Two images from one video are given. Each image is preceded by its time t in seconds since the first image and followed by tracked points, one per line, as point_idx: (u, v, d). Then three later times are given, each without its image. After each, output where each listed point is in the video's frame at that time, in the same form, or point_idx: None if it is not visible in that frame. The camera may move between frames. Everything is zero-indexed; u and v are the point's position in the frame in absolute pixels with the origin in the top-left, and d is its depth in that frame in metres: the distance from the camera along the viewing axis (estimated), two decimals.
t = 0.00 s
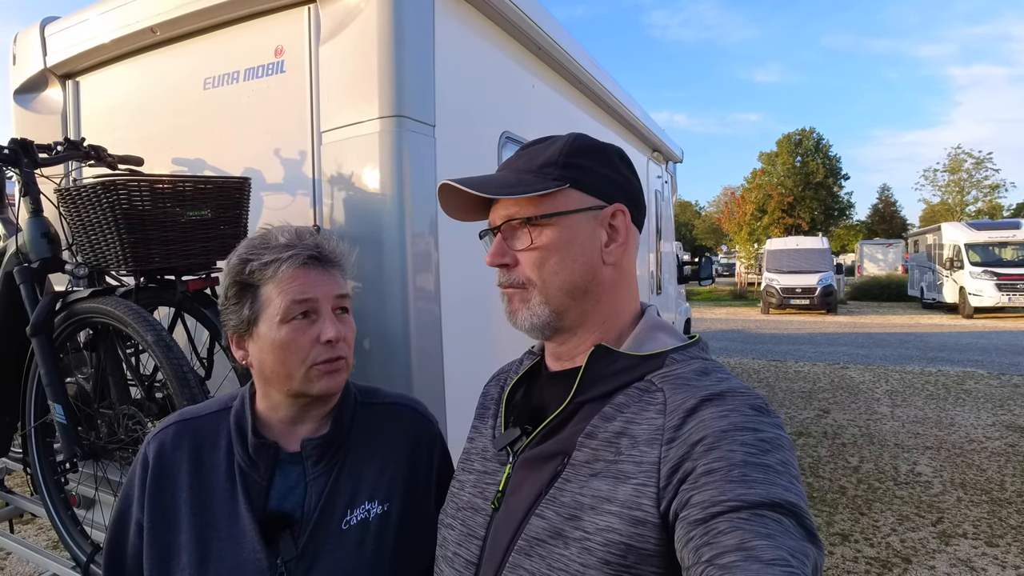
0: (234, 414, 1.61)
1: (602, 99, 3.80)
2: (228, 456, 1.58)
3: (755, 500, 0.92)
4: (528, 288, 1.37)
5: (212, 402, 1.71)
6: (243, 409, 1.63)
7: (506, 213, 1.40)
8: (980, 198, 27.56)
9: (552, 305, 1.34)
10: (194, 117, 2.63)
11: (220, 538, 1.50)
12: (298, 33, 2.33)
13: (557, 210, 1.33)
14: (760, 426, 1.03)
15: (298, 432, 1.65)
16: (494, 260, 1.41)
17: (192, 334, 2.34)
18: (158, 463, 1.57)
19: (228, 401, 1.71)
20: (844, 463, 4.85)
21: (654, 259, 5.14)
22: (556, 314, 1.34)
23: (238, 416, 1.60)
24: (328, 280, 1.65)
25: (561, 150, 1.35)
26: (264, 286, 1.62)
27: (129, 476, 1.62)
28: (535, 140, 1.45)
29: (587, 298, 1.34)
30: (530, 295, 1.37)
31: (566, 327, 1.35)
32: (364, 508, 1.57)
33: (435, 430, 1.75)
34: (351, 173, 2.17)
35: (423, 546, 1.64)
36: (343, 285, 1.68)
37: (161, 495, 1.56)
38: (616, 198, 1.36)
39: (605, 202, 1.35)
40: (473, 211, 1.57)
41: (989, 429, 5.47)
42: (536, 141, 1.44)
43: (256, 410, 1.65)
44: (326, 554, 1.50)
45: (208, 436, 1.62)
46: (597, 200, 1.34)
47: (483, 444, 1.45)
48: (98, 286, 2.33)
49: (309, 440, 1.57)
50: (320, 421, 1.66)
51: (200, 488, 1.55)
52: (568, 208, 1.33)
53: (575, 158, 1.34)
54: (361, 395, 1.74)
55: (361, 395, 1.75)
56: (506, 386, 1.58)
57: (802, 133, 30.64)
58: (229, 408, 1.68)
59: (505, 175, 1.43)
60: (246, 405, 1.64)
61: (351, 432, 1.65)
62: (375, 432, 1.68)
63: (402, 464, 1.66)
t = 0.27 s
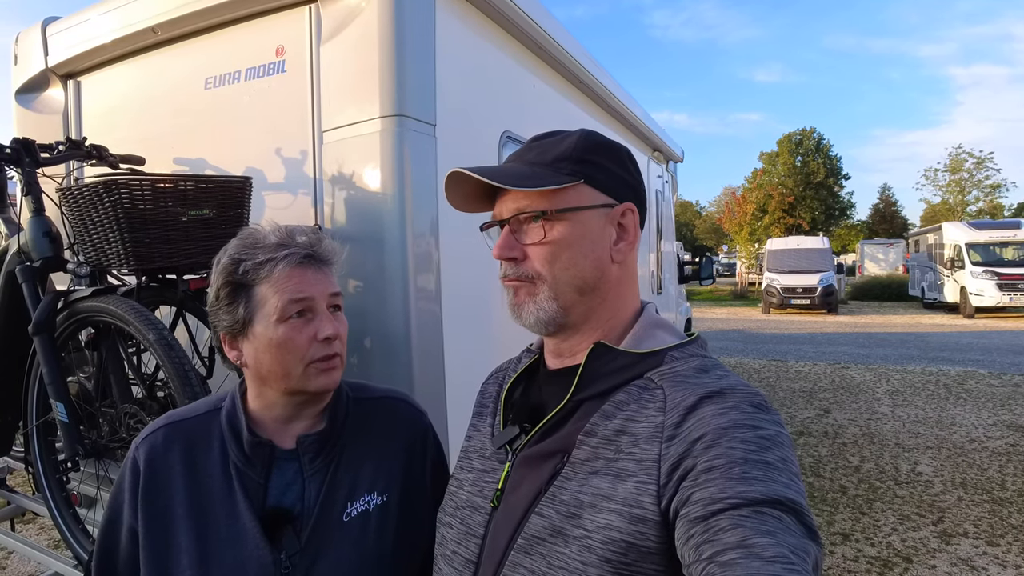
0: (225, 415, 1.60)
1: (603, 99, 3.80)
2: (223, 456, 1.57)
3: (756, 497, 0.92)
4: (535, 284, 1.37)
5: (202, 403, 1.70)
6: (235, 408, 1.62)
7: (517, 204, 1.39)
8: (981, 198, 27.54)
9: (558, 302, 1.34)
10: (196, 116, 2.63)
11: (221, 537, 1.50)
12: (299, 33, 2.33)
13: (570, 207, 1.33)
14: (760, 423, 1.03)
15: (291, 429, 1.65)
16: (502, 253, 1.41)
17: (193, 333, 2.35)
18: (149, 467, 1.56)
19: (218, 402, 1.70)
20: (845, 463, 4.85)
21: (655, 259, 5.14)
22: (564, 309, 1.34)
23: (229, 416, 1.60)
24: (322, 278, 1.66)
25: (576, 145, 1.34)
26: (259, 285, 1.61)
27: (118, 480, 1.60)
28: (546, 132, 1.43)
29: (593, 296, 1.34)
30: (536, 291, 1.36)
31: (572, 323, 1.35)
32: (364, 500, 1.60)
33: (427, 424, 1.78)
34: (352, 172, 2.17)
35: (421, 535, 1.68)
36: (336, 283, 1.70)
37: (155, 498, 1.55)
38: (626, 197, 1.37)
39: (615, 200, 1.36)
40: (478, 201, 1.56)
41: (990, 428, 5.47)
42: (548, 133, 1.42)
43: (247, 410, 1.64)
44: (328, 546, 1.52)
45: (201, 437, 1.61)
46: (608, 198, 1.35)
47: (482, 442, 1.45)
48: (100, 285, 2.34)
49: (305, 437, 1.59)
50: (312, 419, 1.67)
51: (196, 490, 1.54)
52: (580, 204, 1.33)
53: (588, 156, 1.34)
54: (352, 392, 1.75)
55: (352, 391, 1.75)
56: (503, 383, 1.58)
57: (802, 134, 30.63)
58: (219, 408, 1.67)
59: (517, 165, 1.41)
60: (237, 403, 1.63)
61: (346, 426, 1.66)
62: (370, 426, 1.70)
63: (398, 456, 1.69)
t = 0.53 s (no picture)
0: (223, 415, 1.60)
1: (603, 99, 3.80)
2: (221, 456, 1.57)
3: (751, 497, 0.93)
4: (536, 283, 1.37)
5: (199, 403, 1.70)
6: (232, 409, 1.61)
7: (520, 201, 1.39)
8: (982, 198, 27.51)
9: (559, 301, 1.34)
10: (196, 116, 2.64)
11: (220, 537, 1.50)
12: (299, 33, 2.33)
13: (573, 206, 1.33)
14: (755, 423, 1.04)
15: (289, 429, 1.66)
16: (503, 250, 1.41)
17: (193, 333, 2.35)
18: (147, 467, 1.56)
19: (215, 402, 1.70)
20: (846, 462, 4.85)
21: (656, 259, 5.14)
22: (564, 308, 1.35)
23: (227, 418, 1.59)
24: (317, 277, 1.67)
25: (579, 144, 1.34)
26: (254, 285, 1.62)
27: (115, 481, 1.60)
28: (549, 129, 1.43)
29: (593, 295, 1.35)
30: (538, 290, 1.36)
31: (571, 322, 1.36)
32: (361, 498, 1.60)
33: (423, 423, 1.79)
34: (353, 172, 2.18)
35: (418, 532, 1.69)
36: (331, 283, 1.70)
37: (154, 499, 1.55)
38: (628, 198, 1.38)
39: (617, 201, 1.36)
40: (479, 196, 1.56)
41: (991, 428, 5.47)
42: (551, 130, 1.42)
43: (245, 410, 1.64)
44: (327, 544, 1.52)
45: (199, 437, 1.61)
46: (610, 198, 1.35)
47: (478, 443, 1.46)
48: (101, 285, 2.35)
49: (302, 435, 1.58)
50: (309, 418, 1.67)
51: (194, 489, 1.55)
52: (583, 204, 1.34)
53: (592, 155, 1.35)
54: (349, 391, 1.76)
55: (349, 391, 1.76)
56: (499, 384, 1.59)
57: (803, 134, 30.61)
58: (217, 409, 1.67)
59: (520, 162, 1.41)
60: (234, 403, 1.62)
61: (343, 425, 1.67)
62: (367, 425, 1.70)
63: (395, 454, 1.70)
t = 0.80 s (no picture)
0: (229, 416, 1.61)
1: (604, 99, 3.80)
2: (225, 457, 1.58)
3: (751, 501, 0.93)
4: (540, 288, 1.36)
5: (206, 403, 1.71)
6: (237, 411, 1.62)
7: (521, 203, 1.38)
8: (984, 198, 27.49)
9: (563, 306, 1.34)
10: (197, 118, 2.64)
11: (219, 539, 1.50)
12: (300, 35, 2.34)
13: (575, 209, 1.33)
14: (755, 426, 1.04)
15: (292, 433, 1.66)
16: (504, 253, 1.39)
17: (194, 335, 2.36)
18: (153, 466, 1.56)
19: (222, 403, 1.71)
20: (847, 463, 4.85)
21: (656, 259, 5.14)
22: (568, 314, 1.35)
23: (232, 419, 1.60)
24: (316, 283, 1.65)
25: (580, 148, 1.34)
26: (253, 290, 1.62)
27: (122, 479, 1.61)
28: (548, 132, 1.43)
29: (595, 299, 1.35)
30: (542, 296, 1.36)
31: (573, 329, 1.36)
32: (362, 505, 1.60)
33: (429, 429, 1.78)
34: (352, 174, 2.18)
35: (419, 542, 1.67)
36: (331, 289, 1.68)
37: (157, 498, 1.55)
38: (628, 202, 1.39)
39: (617, 205, 1.37)
40: (478, 198, 1.56)
41: (992, 429, 5.47)
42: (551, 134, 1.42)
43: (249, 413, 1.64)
44: (325, 550, 1.52)
45: (204, 438, 1.62)
46: (611, 203, 1.36)
47: (477, 447, 1.46)
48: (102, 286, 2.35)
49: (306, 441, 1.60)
50: (313, 422, 1.67)
51: (198, 490, 1.55)
52: (586, 207, 1.34)
53: (593, 159, 1.35)
54: (355, 395, 1.76)
55: (354, 394, 1.76)
56: (497, 389, 1.59)
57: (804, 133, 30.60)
58: (224, 410, 1.68)
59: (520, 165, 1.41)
60: (239, 407, 1.63)
61: (347, 430, 1.67)
62: (371, 430, 1.70)
63: (398, 462, 1.69)
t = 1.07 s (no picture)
0: (240, 416, 1.63)
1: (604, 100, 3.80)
2: (232, 458, 1.58)
3: (753, 503, 0.92)
4: (550, 288, 1.35)
5: (219, 402, 1.72)
6: (247, 411, 1.64)
7: (534, 202, 1.36)
8: (984, 198, 27.47)
9: (572, 306, 1.33)
10: (197, 118, 2.63)
11: (220, 541, 1.50)
12: (301, 36, 2.33)
13: (587, 209, 1.33)
14: (757, 428, 1.03)
15: (298, 436, 1.65)
16: (515, 252, 1.38)
17: (195, 336, 2.35)
18: (162, 462, 1.57)
19: (234, 403, 1.72)
20: (848, 463, 4.85)
21: (657, 259, 5.13)
22: (577, 315, 1.34)
23: (241, 419, 1.62)
24: (312, 285, 1.63)
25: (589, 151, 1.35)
26: (250, 290, 1.63)
27: (134, 473, 1.62)
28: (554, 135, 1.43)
29: (602, 302, 1.35)
30: (552, 296, 1.34)
31: (580, 331, 1.35)
32: (363, 515, 1.58)
33: (437, 437, 1.76)
34: (353, 175, 2.18)
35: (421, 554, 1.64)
36: (330, 291, 1.65)
37: (164, 496, 1.56)
38: (632, 207, 1.41)
39: (624, 209, 1.38)
40: (481, 199, 1.53)
41: (994, 429, 5.46)
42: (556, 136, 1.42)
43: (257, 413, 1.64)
44: (323, 558, 1.51)
45: (214, 437, 1.62)
46: (618, 206, 1.37)
47: (477, 449, 1.45)
48: (103, 288, 2.35)
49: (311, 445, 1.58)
50: (320, 426, 1.66)
51: (203, 489, 1.56)
52: (596, 208, 1.34)
53: (601, 163, 1.36)
54: (364, 401, 1.76)
55: (364, 399, 1.76)
56: (497, 392, 1.58)
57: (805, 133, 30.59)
58: (235, 410, 1.68)
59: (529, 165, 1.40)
60: (250, 407, 1.64)
61: (353, 436, 1.66)
62: (377, 437, 1.69)
63: (402, 471, 1.67)
